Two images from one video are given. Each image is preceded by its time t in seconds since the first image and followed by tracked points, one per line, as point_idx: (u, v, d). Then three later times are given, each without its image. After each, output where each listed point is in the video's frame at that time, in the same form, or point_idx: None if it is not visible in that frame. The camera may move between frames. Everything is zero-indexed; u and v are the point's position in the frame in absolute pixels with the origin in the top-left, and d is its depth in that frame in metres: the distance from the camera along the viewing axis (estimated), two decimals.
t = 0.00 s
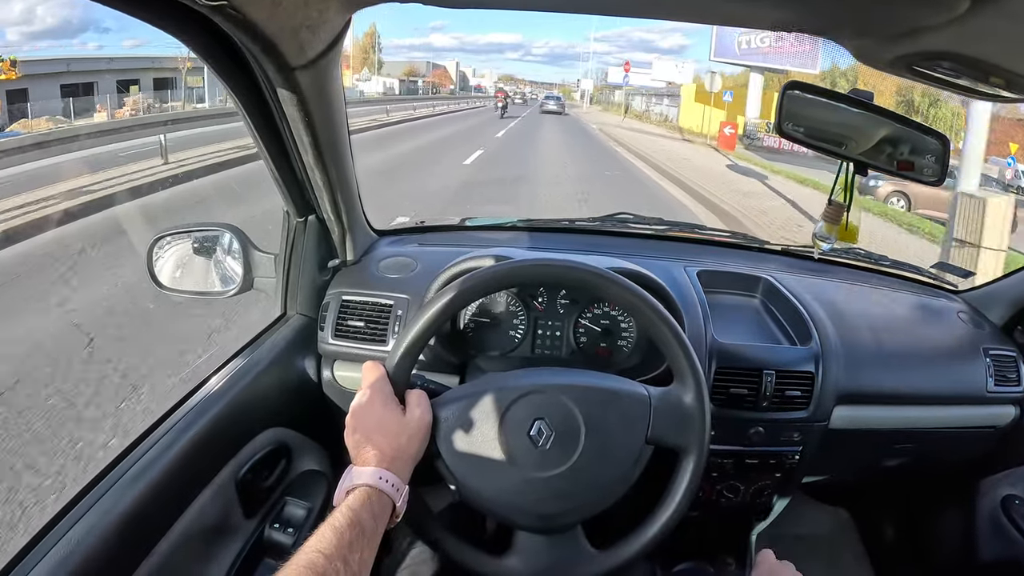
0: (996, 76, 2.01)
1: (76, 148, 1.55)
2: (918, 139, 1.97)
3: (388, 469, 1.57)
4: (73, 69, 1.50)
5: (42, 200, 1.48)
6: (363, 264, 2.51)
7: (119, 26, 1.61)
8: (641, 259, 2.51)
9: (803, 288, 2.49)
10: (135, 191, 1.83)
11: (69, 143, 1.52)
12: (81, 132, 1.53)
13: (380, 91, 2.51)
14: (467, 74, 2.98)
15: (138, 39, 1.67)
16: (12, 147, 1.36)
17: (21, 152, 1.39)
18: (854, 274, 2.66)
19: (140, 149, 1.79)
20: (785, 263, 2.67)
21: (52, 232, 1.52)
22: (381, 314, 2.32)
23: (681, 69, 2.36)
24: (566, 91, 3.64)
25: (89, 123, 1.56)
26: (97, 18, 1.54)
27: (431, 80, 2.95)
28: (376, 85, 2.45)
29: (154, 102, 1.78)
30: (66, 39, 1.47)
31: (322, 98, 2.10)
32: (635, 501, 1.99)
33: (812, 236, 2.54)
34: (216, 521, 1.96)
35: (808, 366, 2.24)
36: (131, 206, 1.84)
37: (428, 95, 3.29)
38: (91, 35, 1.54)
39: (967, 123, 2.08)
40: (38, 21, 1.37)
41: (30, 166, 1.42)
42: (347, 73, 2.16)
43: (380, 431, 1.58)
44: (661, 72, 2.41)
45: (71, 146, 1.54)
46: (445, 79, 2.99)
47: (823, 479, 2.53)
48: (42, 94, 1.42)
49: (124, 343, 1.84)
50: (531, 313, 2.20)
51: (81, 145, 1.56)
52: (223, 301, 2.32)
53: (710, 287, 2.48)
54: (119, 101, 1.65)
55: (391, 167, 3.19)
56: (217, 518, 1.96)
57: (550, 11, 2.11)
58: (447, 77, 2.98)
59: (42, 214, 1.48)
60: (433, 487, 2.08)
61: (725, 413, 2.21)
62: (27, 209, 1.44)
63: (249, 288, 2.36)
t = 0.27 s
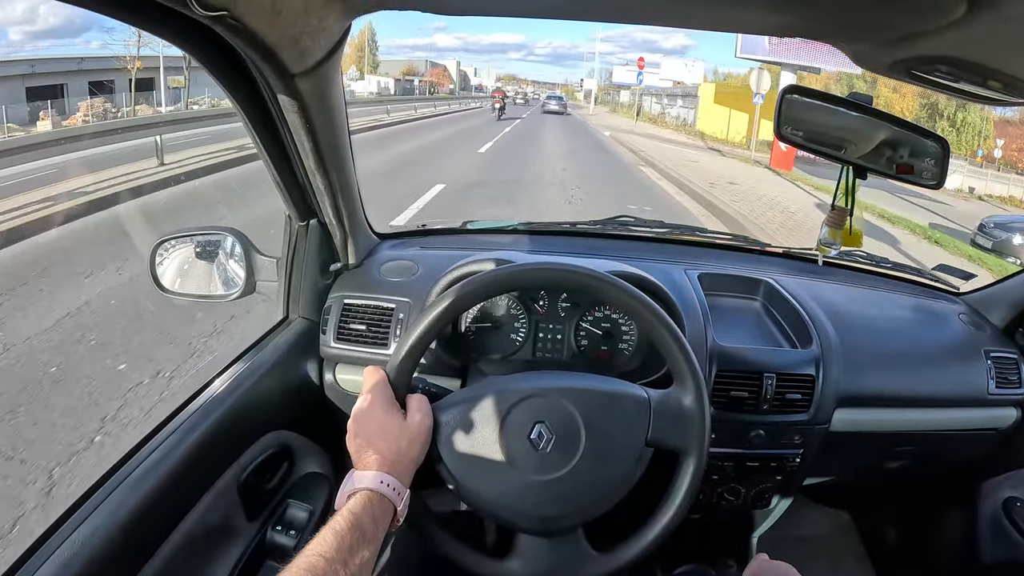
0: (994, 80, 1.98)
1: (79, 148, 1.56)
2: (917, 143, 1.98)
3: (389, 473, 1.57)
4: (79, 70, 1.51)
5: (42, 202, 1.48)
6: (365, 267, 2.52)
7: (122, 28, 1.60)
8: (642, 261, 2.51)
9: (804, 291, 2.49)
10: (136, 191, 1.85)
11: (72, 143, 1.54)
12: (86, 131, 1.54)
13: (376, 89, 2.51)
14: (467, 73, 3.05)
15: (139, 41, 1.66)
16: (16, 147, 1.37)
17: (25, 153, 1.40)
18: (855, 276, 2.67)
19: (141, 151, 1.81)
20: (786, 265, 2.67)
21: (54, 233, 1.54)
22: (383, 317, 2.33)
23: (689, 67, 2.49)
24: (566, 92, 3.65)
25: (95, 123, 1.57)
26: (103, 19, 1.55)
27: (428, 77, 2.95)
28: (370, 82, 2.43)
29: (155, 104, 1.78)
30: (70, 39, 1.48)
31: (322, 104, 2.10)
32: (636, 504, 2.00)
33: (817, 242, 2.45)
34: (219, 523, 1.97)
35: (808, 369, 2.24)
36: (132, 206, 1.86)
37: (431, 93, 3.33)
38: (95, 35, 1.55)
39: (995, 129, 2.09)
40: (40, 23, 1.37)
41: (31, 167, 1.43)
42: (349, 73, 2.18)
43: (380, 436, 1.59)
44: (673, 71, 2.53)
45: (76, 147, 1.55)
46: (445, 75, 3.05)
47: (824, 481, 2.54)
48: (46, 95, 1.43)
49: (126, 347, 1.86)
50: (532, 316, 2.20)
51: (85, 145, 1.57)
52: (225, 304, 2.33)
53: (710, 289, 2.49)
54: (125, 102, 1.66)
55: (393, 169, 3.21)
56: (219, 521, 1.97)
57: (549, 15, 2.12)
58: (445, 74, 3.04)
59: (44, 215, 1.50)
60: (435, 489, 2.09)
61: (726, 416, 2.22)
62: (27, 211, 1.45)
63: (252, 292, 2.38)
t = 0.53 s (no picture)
0: (1007, 81, 1.97)
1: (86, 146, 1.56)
2: (929, 143, 1.99)
3: (401, 472, 1.57)
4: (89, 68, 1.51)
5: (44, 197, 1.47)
6: (373, 265, 2.51)
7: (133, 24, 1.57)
8: (650, 260, 2.52)
9: (812, 290, 2.49)
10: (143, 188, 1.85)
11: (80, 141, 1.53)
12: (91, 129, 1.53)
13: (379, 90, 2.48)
14: (465, 72, 3.20)
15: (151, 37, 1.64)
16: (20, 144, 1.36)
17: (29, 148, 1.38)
18: (862, 276, 2.68)
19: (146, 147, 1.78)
20: (793, 264, 2.68)
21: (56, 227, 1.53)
22: (392, 315, 2.33)
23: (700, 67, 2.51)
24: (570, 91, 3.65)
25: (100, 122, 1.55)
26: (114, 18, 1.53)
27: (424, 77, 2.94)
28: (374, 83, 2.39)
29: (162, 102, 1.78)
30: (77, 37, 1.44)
31: (338, 98, 2.05)
32: (647, 502, 2.00)
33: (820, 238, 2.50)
34: (228, 521, 1.96)
35: (817, 368, 2.24)
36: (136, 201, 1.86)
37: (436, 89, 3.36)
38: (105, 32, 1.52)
39: None
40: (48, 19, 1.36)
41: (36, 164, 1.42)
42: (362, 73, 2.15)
43: (393, 435, 1.59)
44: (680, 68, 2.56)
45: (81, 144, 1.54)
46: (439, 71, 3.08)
47: (832, 480, 2.54)
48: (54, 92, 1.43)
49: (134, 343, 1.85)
50: (541, 315, 2.20)
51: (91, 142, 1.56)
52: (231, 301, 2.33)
53: (719, 288, 2.49)
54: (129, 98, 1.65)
55: (398, 168, 3.21)
56: (228, 519, 1.96)
57: (557, 14, 2.11)
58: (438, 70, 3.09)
59: (46, 210, 1.48)
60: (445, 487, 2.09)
61: (735, 415, 2.22)
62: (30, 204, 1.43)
63: (259, 289, 2.37)
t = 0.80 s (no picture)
0: (1015, 81, 1.94)
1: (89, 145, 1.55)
2: (933, 142, 1.98)
3: (404, 469, 1.56)
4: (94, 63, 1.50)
5: (49, 193, 1.47)
6: (376, 261, 2.51)
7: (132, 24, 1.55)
8: (653, 258, 2.51)
9: (815, 290, 2.49)
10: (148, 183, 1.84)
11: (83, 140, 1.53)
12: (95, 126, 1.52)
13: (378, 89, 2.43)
14: (466, 72, 3.20)
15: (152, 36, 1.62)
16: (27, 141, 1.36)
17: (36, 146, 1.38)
18: (865, 276, 2.67)
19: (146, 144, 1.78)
20: (797, 263, 2.67)
21: (63, 224, 1.53)
22: (395, 311, 2.32)
23: (711, 64, 2.54)
24: (572, 90, 3.64)
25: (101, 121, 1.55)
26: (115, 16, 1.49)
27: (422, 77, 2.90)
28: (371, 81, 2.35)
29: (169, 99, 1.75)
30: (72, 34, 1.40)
31: (343, 93, 2.06)
32: (649, 500, 2.00)
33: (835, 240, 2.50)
34: (229, 517, 1.96)
35: (820, 367, 2.24)
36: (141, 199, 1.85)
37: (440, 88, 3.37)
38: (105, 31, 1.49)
39: None
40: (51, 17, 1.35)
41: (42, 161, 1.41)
42: (364, 68, 2.13)
43: (395, 431, 1.58)
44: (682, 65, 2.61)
45: (86, 139, 1.53)
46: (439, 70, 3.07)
47: (834, 480, 2.54)
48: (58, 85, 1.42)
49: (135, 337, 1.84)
50: (544, 312, 2.20)
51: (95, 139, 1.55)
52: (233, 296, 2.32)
53: (721, 287, 2.49)
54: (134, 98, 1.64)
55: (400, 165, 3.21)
56: (229, 514, 1.96)
57: (562, 10, 2.11)
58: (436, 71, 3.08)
59: (51, 207, 1.48)
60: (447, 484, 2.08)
61: (737, 414, 2.22)
62: (36, 201, 1.43)
63: (261, 284, 2.36)
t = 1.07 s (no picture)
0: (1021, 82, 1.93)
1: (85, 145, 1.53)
2: (937, 146, 1.97)
3: (400, 469, 1.55)
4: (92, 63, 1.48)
5: (46, 192, 1.46)
6: (375, 260, 2.50)
7: (132, 24, 1.55)
8: (655, 260, 2.50)
9: (817, 293, 2.47)
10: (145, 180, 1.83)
11: (77, 142, 1.50)
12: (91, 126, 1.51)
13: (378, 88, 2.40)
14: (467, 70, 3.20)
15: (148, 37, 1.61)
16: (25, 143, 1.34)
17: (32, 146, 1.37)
18: (867, 280, 2.66)
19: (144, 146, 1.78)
20: (799, 267, 2.66)
21: (59, 224, 1.51)
22: (393, 310, 2.31)
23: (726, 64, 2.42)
24: (575, 90, 3.63)
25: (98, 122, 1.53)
26: (109, 16, 1.47)
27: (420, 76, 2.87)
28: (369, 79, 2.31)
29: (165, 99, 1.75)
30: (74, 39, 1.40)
31: (341, 88, 2.03)
32: (648, 502, 1.98)
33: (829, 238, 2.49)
34: (224, 516, 1.94)
35: (821, 371, 2.22)
36: (142, 198, 1.84)
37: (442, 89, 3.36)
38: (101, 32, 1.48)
39: None
40: (50, 18, 1.34)
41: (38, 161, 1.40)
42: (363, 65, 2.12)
43: (392, 431, 1.57)
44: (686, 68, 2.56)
45: (82, 140, 1.52)
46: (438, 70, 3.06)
47: (835, 484, 2.52)
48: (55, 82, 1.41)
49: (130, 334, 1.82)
50: (544, 313, 2.18)
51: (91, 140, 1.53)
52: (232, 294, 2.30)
53: (723, 290, 2.48)
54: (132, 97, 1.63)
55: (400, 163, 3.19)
56: (225, 513, 1.94)
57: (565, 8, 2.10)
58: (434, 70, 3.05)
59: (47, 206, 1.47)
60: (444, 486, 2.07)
61: (737, 417, 2.20)
62: (32, 200, 1.42)
63: (259, 282, 2.35)
